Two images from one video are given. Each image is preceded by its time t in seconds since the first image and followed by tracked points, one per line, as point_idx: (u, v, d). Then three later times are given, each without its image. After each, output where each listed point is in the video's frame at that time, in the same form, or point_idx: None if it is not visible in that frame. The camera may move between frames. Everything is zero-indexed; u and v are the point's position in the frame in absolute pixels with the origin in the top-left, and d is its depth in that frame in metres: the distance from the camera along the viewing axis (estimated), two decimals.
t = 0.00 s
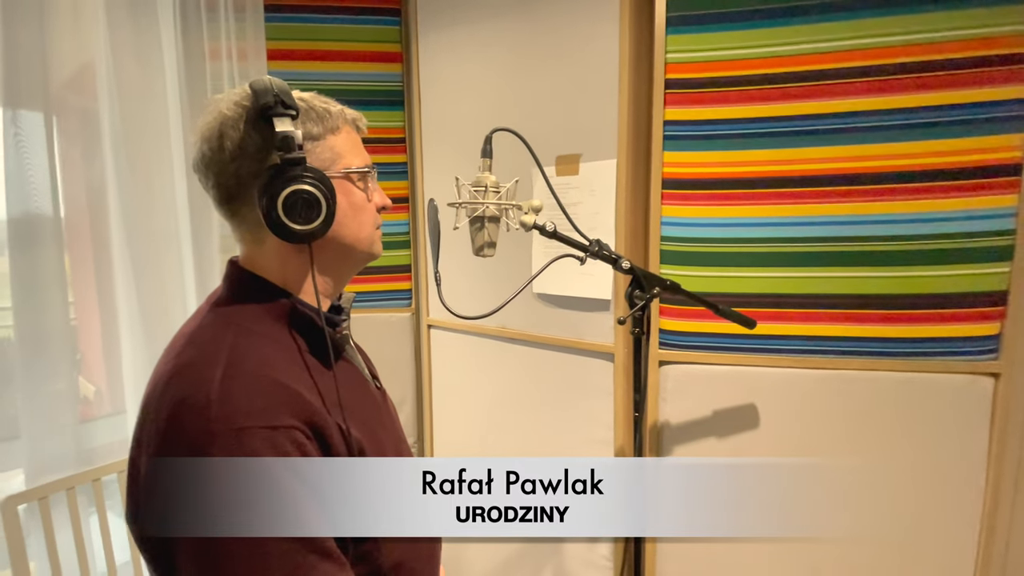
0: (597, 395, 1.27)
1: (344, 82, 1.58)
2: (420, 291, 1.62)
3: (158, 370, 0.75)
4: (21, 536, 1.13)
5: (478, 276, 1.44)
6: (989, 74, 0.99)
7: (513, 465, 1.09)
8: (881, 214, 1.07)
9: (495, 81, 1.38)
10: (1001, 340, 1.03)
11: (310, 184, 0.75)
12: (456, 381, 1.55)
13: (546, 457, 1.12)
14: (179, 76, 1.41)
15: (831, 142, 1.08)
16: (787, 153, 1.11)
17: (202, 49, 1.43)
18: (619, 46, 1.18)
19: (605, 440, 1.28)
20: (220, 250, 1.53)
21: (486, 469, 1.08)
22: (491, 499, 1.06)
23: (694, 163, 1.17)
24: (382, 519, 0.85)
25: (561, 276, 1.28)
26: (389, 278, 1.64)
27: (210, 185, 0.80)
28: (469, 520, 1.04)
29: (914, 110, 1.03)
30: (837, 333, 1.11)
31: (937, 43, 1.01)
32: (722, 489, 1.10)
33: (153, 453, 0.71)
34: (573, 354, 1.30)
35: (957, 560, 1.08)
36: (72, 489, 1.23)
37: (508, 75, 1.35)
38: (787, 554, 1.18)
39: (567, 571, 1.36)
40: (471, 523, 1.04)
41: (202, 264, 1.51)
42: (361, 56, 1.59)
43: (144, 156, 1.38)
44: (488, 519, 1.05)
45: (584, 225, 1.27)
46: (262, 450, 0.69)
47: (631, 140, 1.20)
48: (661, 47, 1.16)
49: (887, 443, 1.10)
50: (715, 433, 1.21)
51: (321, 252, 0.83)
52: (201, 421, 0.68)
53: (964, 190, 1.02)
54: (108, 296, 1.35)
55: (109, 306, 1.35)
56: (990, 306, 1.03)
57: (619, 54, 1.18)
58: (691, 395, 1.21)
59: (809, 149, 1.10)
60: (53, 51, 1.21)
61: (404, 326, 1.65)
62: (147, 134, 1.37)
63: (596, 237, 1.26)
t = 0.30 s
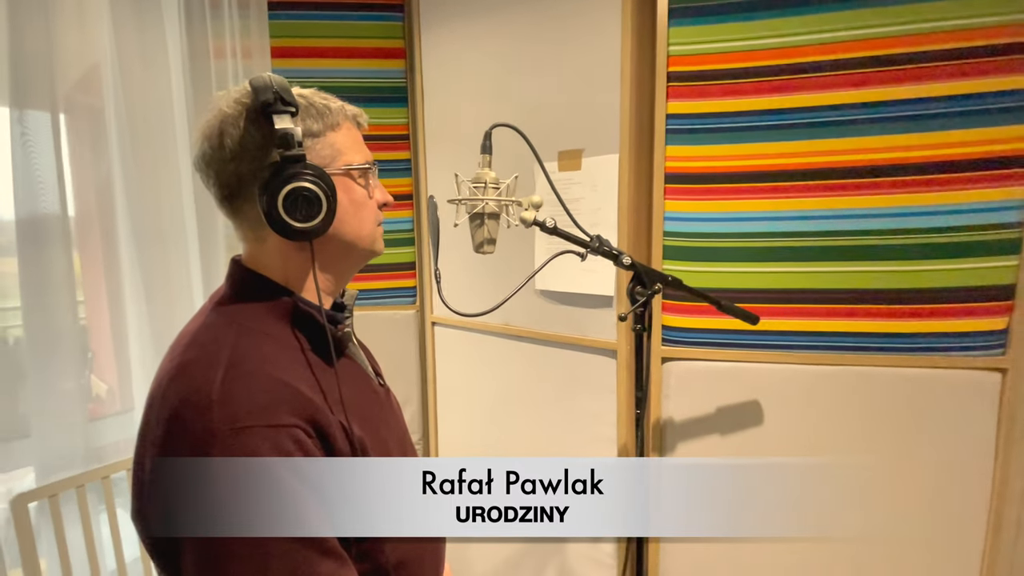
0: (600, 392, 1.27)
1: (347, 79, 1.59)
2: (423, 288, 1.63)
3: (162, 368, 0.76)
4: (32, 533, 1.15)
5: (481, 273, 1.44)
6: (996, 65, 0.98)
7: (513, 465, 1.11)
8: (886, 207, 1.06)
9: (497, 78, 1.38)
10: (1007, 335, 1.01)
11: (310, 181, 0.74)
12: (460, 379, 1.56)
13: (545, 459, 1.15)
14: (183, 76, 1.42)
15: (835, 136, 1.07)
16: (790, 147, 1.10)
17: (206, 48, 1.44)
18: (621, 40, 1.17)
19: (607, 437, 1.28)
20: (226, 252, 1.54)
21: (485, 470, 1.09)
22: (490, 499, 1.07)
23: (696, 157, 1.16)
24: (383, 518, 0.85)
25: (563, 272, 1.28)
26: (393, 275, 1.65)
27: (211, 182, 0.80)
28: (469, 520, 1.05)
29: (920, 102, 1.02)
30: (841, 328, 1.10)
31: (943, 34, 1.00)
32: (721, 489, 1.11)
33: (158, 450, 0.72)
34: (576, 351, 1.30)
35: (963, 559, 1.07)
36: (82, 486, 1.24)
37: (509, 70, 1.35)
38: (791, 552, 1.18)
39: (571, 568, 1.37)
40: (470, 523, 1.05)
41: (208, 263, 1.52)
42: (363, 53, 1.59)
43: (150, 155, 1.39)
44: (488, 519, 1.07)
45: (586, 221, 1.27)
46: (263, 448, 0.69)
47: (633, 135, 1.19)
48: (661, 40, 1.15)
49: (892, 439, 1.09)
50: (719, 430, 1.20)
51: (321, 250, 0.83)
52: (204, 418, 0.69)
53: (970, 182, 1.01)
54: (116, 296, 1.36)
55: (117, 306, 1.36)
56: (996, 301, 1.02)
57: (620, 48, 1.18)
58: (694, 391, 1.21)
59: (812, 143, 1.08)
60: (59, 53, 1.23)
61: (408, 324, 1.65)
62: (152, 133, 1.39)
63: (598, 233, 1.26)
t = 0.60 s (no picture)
0: (601, 390, 1.27)
1: (348, 78, 1.59)
2: (425, 287, 1.62)
3: (161, 368, 0.72)
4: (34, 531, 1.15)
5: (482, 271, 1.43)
6: (1004, 58, 0.96)
7: (513, 465, 1.10)
8: (889, 204, 1.04)
9: (498, 75, 1.37)
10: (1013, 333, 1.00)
11: (310, 177, 0.70)
12: (461, 378, 1.55)
13: (545, 457, 1.14)
14: (184, 76, 1.43)
15: (837, 131, 1.06)
16: (792, 143, 1.09)
17: (207, 47, 1.44)
18: (621, 36, 1.17)
19: (608, 436, 1.27)
20: (226, 249, 1.55)
21: (485, 469, 1.09)
22: (490, 499, 1.07)
23: (697, 154, 1.16)
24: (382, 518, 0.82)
25: (563, 269, 1.28)
26: (395, 274, 1.65)
27: (210, 179, 0.77)
28: (469, 520, 1.04)
29: (924, 97, 1.00)
30: (844, 325, 1.09)
31: (950, 27, 0.98)
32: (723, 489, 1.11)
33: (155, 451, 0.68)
34: (577, 349, 1.29)
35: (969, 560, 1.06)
36: (84, 483, 1.24)
37: (509, 68, 1.35)
38: (794, 552, 1.16)
39: (572, 568, 1.36)
40: (471, 523, 1.04)
41: (210, 260, 1.53)
42: (365, 52, 1.59)
43: (151, 154, 1.39)
44: (488, 519, 1.07)
45: (587, 219, 1.26)
46: (262, 446, 0.64)
47: (633, 131, 1.19)
48: (661, 36, 1.15)
49: (896, 438, 1.08)
50: (721, 428, 1.19)
51: (322, 247, 0.78)
52: (202, 415, 0.65)
53: (975, 178, 1.00)
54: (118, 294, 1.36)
55: (118, 304, 1.36)
56: (1001, 298, 1.01)
57: (620, 45, 1.17)
58: (696, 389, 1.20)
59: (814, 139, 1.07)
60: (61, 53, 1.22)
61: (409, 323, 1.65)
62: (153, 132, 1.39)
63: (599, 231, 1.25)
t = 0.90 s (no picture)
0: (602, 390, 1.26)
1: (348, 76, 1.58)
2: (425, 286, 1.62)
3: (162, 369, 0.71)
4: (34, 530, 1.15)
5: (483, 270, 1.43)
6: (1011, 56, 0.94)
7: (513, 465, 1.11)
8: (894, 203, 1.03)
9: (498, 74, 1.37)
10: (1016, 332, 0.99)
11: (314, 176, 0.68)
12: (462, 377, 1.55)
13: (544, 459, 1.15)
14: (183, 75, 1.42)
15: (841, 130, 1.05)
16: (795, 141, 1.08)
17: (207, 47, 1.44)
18: (622, 34, 1.16)
19: (609, 436, 1.26)
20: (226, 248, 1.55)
21: (485, 469, 1.09)
22: (490, 499, 1.07)
23: (698, 153, 1.15)
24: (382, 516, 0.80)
25: (564, 269, 1.27)
26: (395, 273, 1.64)
27: (214, 177, 0.74)
28: (469, 520, 1.04)
29: (930, 95, 0.99)
30: (847, 325, 1.08)
31: (956, 24, 0.97)
32: (722, 489, 1.13)
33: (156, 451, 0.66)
34: (578, 349, 1.29)
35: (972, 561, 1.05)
36: (84, 482, 1.24)
37: (509, 66, 1.34)
38: (794, 552, 1.16)
39: (572, 567, 1.36)
40: (471, 523, 1.04)
41: (210, 259, 1.53)
42: (365, 51, 1.58)
43: (151, 154, 1.39)
44: (488, 519, 1.06)
45: (587, 218, 1.26)
46: (265, 446, 0.63)
47: (634, 130, 1.18)
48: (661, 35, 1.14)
49: (899, 438, 1.07)
50: (721, 428, 1.18)
51: (326, 246, 0.77)
52: (203, 414, 0.63)
53: (981, 176, 0.98)
54: (118, 293, 1.36)
55: (119, 303, 1.36)
56: (1007, 298, 1.00)
57: (620, 43, 1.16)
58: (697, 389, 1.19)
59: (818, 137, 1.06)
60: (59, 52, 1.22)
61: (410, 322, 1.64)
62: (152, 132, 1.39)
63: (599, 230, 1.24)
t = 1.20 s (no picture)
0: (603, 390, 1.26)
1: (351, 77, 1.59)
2: (428, 286, 1.62)
3: (166, 368, 0.71)
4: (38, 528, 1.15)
5: (485, 271, 1.43)
6: (1016, 55, 0.94)
7: (513, 465, 1.12)
8: (896, 203, 1.03)
9: (500, 75, 1.37)
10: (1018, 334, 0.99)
11: (316, 176, 0.69)
12: (464, 377, 1.55)
13: (543, 459, 1.16)
14: (188, 76, 1.43)
15: (843, 130, 1.05)
16: (797, 141, 1.08)
17: (212, 48, 1.45)
18: (624, 34, 1.16)
19: (610, 437, 1.26)
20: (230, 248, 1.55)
21: (485, 469, 1.09)
22: (490, 499, 1.07)
23: (700, 153, 1.15)
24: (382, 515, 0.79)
25: (565, 269, 1.27)
26: (397, 273, 1.64)
27: (217, 177, 0.75)
28: (469, 520, 1.04)
29: (933, 95, 0.99)
30: (849, 326, 1.08)
31: (960, 24, 0.96)
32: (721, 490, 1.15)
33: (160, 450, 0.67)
34: (579, 349, 1.29)
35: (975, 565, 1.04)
36: (88, 480, 1.25)
37: (511, 66, 1.34)
38: (796, 553, 1.16)
39: (573, 568, 1.36)
40: (471, 523, 1.04)
41: (214, 258, 1.54)
42: (368, 51, 1.59)
43: (156, 154, 1.40)
44: (488, 519, 1.07)
45: (589, 218, 1.26)
46: (267, 444, 0.63)
47: (636, 130, 1.18)
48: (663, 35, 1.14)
49: (901, 440, 1.07)
50: (723, 429, 1.18)
51: (328, 246, 0.78)
52: (207, 412, 0.64)
53: (984, 177, 0.98)
54: (124, 292, 1.37)
55: (124, 302, 1.37)
56: (1010, 299, 0.99)
57: (621, 43, 1.16)
58: (699, 390, 1.19)
59: (820, 137, 1.06)
60: (67, 53, 1.23)
61: (412, 322, 1.65)
62: (158, 133, 1.40)
63: (601, 230, 1.24)
